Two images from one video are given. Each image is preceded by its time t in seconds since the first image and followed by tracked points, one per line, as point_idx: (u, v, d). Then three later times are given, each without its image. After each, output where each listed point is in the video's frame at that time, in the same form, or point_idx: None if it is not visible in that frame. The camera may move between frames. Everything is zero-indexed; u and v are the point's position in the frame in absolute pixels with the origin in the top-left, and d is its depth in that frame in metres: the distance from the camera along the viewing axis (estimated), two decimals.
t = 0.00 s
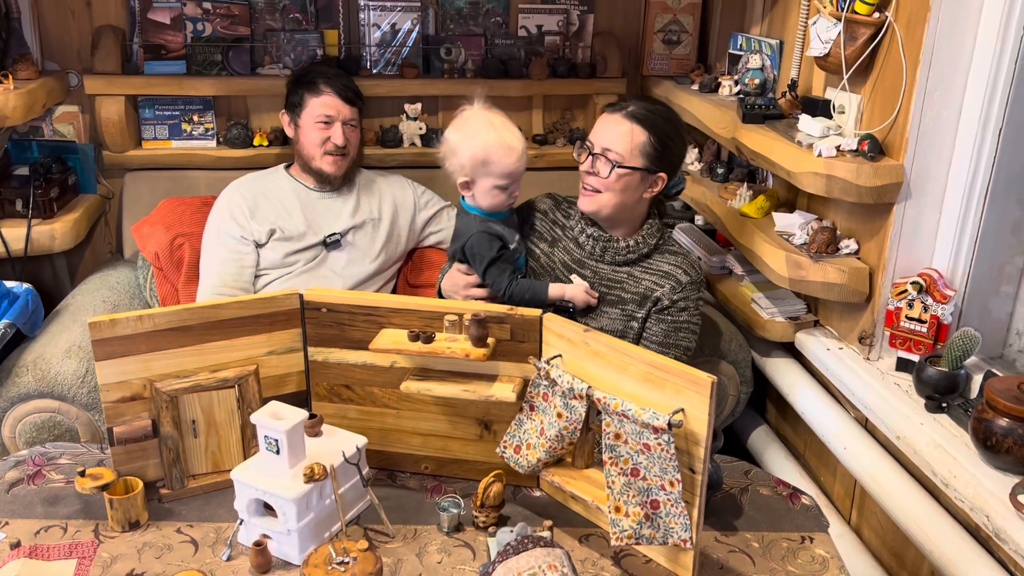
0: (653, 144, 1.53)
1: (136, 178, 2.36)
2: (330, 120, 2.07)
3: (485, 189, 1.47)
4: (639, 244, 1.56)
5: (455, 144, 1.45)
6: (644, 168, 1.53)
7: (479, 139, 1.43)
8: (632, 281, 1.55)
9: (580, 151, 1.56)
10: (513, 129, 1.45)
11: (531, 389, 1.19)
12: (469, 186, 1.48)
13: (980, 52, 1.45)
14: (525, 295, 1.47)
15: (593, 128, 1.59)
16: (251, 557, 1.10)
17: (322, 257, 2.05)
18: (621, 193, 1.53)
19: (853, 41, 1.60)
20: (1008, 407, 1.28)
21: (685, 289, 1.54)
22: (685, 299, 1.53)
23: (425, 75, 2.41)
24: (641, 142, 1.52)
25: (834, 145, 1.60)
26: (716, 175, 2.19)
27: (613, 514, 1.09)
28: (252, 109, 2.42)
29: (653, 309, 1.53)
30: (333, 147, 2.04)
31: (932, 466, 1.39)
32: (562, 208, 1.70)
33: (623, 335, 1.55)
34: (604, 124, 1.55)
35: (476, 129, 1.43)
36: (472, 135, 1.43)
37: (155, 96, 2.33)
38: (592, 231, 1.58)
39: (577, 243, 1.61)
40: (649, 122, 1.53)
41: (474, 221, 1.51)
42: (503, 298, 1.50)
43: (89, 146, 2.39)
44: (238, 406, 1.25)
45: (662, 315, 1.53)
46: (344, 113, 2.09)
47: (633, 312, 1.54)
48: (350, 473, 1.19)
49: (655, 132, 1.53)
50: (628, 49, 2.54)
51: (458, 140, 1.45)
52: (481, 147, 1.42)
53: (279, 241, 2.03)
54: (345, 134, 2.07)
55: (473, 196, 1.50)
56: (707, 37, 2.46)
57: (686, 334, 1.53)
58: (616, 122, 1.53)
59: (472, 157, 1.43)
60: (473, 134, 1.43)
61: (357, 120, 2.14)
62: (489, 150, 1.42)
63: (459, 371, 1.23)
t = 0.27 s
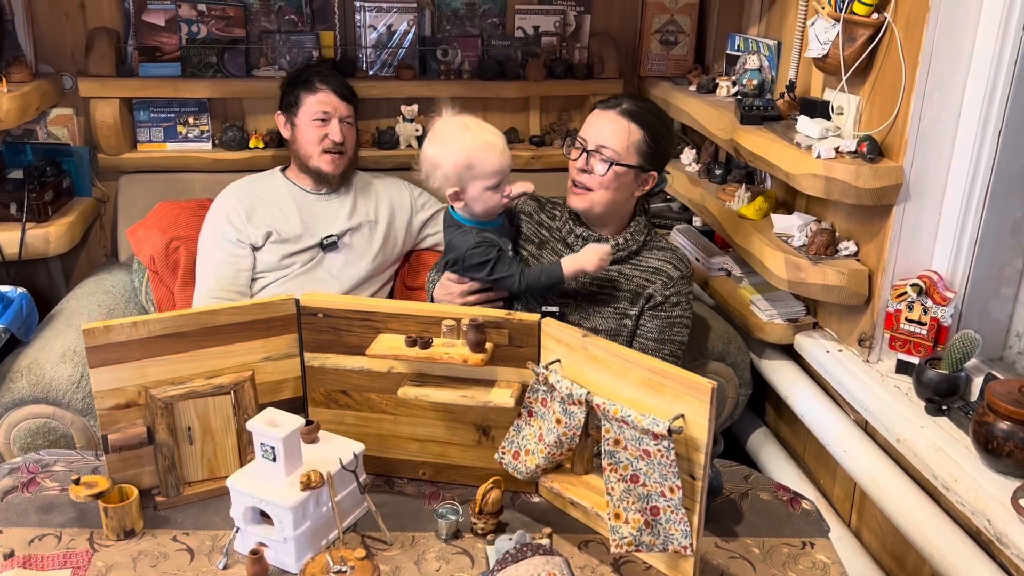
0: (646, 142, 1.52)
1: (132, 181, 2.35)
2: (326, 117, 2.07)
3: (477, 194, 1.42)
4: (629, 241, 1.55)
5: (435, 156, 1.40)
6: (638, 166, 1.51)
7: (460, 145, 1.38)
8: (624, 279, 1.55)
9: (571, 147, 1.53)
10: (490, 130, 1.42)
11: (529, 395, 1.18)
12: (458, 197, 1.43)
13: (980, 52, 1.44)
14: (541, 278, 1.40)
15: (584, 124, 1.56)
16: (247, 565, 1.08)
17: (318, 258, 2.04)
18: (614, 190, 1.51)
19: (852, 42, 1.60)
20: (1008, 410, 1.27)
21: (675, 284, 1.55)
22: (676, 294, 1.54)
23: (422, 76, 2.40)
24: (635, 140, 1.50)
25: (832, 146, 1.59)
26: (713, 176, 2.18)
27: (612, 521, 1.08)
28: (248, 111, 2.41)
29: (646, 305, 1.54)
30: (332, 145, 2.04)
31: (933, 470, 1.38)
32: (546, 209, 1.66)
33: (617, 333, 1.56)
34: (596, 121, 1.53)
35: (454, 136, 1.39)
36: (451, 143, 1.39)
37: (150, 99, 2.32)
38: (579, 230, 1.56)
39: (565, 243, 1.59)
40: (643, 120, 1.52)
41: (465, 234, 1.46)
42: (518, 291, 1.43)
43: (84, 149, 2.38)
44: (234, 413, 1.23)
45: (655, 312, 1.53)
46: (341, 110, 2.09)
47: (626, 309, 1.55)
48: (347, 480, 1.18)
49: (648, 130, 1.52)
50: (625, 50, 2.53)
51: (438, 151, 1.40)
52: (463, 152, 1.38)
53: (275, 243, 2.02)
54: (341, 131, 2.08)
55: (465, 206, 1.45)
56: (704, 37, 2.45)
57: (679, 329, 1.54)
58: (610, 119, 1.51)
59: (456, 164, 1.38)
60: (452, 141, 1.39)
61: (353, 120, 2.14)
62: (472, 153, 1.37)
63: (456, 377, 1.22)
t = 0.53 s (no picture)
0: (647, 148, 1.50)
1: (127, 183, 2.34)
2: (321, 121, 2.06)
3: (480, 204, 1.34)
4: (621, 242, 1.54)
5: (432, 170, 1.32)
6: (638, 174, 1.50)
7: (455, 156, 1.30)
8: (616, 279, 1.55)
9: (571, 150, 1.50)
10: (485, 136, 1.33)
11: (527, 400, 1.17)
12: (461, 209, 1.35)
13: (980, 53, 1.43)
14: (532, 280, 1.34)
15: (584, 126, 1.53)
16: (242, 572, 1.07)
17: (314, 255, 2.03)
18: (611, 196, 1.50)
19: (851, 43, 1.59)
20: (1009, 414, 1.26)
21: (668, 283, 1.55)
22: (669, 294, 1.54)
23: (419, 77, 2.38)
24: (637, 147, 1.49)
25: (832, 148, 1.58)
26: (712, 177, 2.17)
27: (610, 527, 1.07)
28: (244, 113, 2.40)
29: (639, 305, 1.54)
30: (327, 150, 2.03)
31: (934, 474, 1.38)
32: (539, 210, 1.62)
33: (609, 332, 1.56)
34: (598, 125, 1.50)
35: (448, 147, 1.31)
36: (446, 155, 1.31)
37: (145, 100, 2.30)
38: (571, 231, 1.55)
39: (555, 243, 1.57)
40: (645, 127, 1.50)
41: (459, 241, 1.41)
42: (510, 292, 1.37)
43: (78, 151, 2.36)
44: (229, 419, 1.22)
45: (648, 311, 1.54)
46: (336, 114, 2.08)
47: (618, 309, 1.55)
48: (344, 488, 1.17)
49: (650, 137, 1.50)
50: (623, 50, 2.52)
51: (434, 164, 1.32)
52: (460, 163, 1.30)
53: (272, 242, 2.00)
54: (336, 136, 2.06)
55: (468, 217, 1.37)
56: (702, 37, 2.44)
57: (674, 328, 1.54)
58: (613, 125, 1.48)
59: (454, 176, 1.30)
60: (446, 153, 1.31)
61: (348, 122, 2.13)
62: (470, 163, 1.29)
63: (453, 383, 1.21)
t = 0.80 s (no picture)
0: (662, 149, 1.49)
1: (122, 183, 2.32)
2: (315, 118, 2.05)
3: (501, 207, 1.30)
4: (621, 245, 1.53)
5: (453, 170, 1.29)
6: (653, 174, 1.49)
7: (478, 156, 1.26)
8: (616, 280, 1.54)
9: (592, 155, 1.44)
10: (508, 137, 1.30)
11: (525, 405, 1.16)
12: (480, 212, 1.31)
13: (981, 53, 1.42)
14: (552, 267, 1.26)
15: (598, 127, 1.47)
16: None
17: (310, 258, 2.01)
18: (630, 198, 1.48)
19: (851, 43, 1.58)
20: (1010, 418, 1.25)
21: (670, 285, 1.54)
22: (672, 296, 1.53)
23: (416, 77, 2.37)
24: (656, 149, 1.47)
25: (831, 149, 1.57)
26: (711, 178, 2.15)
27: (610, 534, 1.06)
28: (240, 113, 2.38)
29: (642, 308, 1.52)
30: (322, 146, 2.02)
31: (935, 478, 1.36)
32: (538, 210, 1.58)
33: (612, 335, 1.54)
34: (616, 127, 1.45)
35: (469, 147, 1.27)
36: (468, 155, 1.27)
37: (140, 100, 2.28)
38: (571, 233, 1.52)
39: (555, 246, 1.53)
40: (660, 127, 1.48)
41: (472, 241, 1.35)
42: (526, 285, 1.31)
43: (72, 151, 2.34)
44: (223, 424, 1.21)
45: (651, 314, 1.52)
46: (330, 110, 2.07)
47: (621, 313, 1.52)
48: (339, 494, 1.15)
49: (664, 137, 1.49)
50: (621, 50, 2.51)
51: (456, 164, 1.28)
52: (482, 163, 1.26)
53: (268, 243, 1.98)
54: (331, 133, 2.05)
55: (487, 221, 1.32)
56: (701, 37, 2.43)
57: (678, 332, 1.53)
58: (633, 127, 1.44)
59: (476, 176, 1.27)
60: (469, 153, 1.27)
61: (344, 120, 2.12)
62: (493, 163, 1.26)
63: (450, 387, 1.20)
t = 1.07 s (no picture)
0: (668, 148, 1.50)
1: (118, 183, 2.30)
2: (313, 118, 2.03)
3: (530, 221, 1.27)
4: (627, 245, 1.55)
5: (484, 181, 1.24)
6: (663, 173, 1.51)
7: (512, 168, 1.23)
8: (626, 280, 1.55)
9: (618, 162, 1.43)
10: (541, 148, 1.27)
11: (524, 410, 1.15)
12: (509, 225, 1.28)
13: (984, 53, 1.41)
14: (597, 280, 1.30)
15: (611, 133, 1.45)
16: None
17: (308, 259, 2.00)
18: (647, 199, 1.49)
19: (853, 43, 1.56)
20: (1014, 422, 1.24)
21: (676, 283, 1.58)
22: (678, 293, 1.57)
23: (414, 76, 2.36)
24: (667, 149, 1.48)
25: (833, 150, 1.56)
26: (711, 178, 2.14)
27: (610, 542, 1.05)
28: (237, 112, 2.37)
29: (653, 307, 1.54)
30: (320, 147, 2.01)
31: (938, 483, 1.35)
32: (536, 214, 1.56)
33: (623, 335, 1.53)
34: (633, 131, 1.44)
35: (501, 156, 1.24)
36: (501, 164, 1.23)
37: (137, 100, 2.27)
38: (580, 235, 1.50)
39: (562, 247, 1.52)
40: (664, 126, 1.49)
41: (505, 257, 1.33)
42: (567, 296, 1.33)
43: (70, 151, 2.31)
44: (219, 429, 1.19)
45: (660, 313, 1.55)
46: (327, 110, 2.05)
47: (631, 312, 1.53)
48: (336, 500, 1.14)
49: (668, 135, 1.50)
50: (621, 49, 2.49)
51: (488, 175, 1.24)
52: (516, 173, 1.22)
53: (265, 245, 1.97)
54: (329, 133, 2.04)
55: (514, 233, 1.30)
56: (701, 36, 2.41)
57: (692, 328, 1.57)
58: (648, 129, 1.45)
59: (510, 189, 1.23)
60: (503, 164, 1.23)
61: (342, 121, 2.11)
62: (529, 176, 1.23)
63: (448, 392, 1.19)
